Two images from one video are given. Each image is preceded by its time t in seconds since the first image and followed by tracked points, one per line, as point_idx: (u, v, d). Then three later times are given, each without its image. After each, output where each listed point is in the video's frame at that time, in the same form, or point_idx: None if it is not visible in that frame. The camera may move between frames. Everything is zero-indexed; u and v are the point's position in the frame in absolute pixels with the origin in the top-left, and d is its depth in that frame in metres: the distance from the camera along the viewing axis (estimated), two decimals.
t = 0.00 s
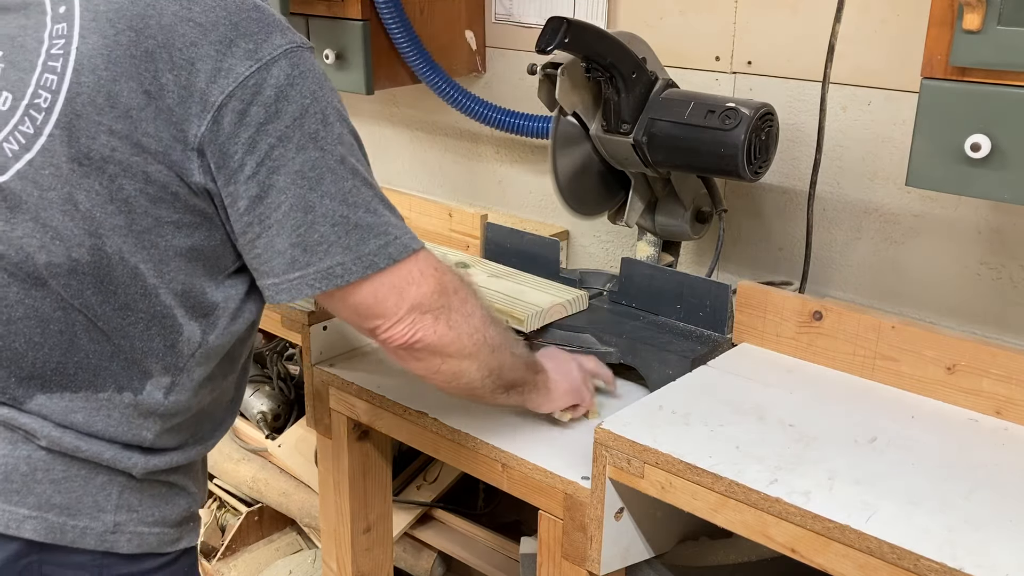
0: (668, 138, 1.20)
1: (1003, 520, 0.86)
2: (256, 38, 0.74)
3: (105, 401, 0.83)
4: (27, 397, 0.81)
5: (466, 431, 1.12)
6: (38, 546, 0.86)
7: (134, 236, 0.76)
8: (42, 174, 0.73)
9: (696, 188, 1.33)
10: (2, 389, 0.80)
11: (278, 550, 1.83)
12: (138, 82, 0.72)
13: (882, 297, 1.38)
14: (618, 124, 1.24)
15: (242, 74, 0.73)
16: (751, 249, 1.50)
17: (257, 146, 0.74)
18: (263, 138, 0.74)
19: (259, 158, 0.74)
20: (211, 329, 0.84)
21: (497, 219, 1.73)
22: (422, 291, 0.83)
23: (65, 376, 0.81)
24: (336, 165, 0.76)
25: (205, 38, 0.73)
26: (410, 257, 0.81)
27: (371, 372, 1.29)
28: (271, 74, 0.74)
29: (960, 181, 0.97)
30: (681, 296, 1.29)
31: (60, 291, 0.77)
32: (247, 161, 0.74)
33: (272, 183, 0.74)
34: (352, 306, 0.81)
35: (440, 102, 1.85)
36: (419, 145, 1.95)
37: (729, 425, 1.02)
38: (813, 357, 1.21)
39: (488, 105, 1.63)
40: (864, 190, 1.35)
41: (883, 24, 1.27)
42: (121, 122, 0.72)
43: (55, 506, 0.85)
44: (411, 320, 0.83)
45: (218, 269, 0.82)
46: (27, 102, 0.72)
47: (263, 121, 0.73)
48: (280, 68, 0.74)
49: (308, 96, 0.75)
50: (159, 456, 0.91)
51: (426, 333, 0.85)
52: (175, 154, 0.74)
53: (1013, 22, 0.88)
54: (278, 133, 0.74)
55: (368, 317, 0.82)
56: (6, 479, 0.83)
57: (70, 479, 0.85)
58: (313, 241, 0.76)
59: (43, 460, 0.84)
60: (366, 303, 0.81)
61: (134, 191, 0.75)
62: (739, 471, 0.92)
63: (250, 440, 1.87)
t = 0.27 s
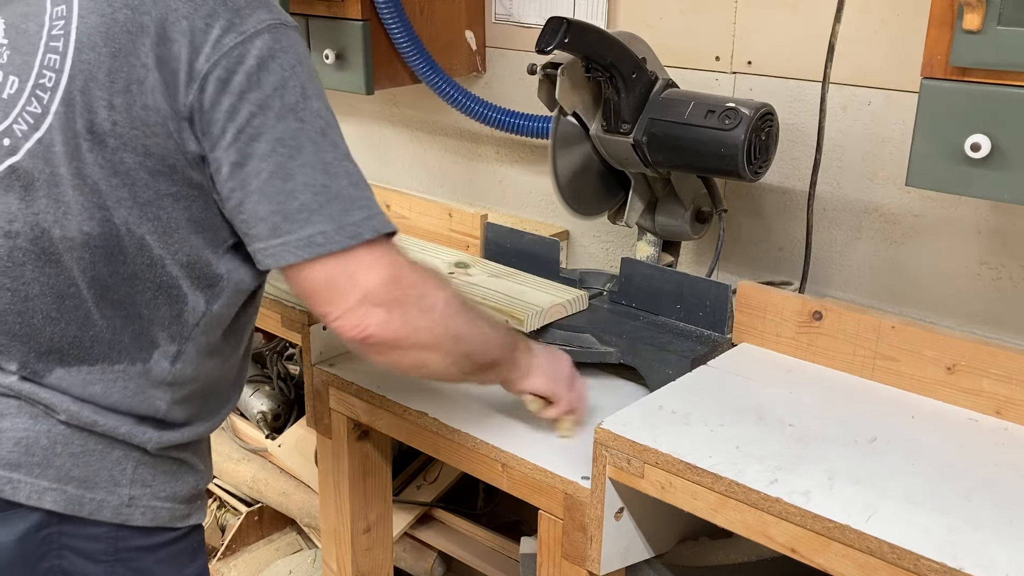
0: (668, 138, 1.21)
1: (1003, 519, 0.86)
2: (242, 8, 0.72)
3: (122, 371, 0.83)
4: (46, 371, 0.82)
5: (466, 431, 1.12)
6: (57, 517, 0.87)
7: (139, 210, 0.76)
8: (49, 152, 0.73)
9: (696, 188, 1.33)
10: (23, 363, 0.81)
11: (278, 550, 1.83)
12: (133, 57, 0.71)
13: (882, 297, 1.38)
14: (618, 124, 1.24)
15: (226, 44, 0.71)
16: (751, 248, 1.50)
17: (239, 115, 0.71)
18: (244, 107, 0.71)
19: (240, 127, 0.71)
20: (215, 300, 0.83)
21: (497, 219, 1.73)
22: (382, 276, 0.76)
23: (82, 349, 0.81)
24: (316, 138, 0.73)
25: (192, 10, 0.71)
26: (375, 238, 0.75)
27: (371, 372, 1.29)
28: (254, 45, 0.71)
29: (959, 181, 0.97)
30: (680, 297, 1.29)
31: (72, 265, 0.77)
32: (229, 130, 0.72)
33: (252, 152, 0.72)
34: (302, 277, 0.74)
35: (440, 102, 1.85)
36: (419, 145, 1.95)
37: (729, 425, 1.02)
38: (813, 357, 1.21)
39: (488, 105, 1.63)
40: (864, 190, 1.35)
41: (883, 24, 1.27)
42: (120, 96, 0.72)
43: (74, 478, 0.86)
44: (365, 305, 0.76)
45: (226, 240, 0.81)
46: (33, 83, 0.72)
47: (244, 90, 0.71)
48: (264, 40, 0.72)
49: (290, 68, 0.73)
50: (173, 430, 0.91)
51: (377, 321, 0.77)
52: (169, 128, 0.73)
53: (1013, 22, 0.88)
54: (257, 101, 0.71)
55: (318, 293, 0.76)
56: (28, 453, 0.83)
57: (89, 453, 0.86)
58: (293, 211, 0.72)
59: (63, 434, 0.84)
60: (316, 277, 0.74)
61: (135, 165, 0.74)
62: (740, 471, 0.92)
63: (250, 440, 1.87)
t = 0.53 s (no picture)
0: (668, 138, 1.21)
1: (1003, 519, 0.86)
2: None
3: (129, 345, 0.88)
4: (55, 348, 0.87)
5: (466, 431, 1.12)
6: (69, 497, 0.91)
7: (119, 180, 0.81)
8: (40, 131, 0.79)
9: (696, 188, 1.33)
10: (33, 341, 0.87)
11: (278, 550, 1.83)
12: (109, 27, 0.77)
13: (882, 297, 1.38)
14: (618, 124, 1.24)
15: (195, 11, 0.75)
16: (751, 248, 1.50)
17: (195, 77, 0.76)
18: (200, 70, 0.76)
19: (195, 90, 0.76)
20: (196, 265, 0.89)
21: (497, 219, 1.73)
22: (303, 266, 0.82)
23: (88, 325, 0.87)
24: (265, 110, 0.78)
25: None
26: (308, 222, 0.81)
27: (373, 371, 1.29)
28: (219, 13, 0.76)
29: (959, 181, 0.97)
30: (681, 297, 1.29)
31: (67, 240, 0.83)
32: (183, 93, 0.77)
33: (201, 116, 0.76)
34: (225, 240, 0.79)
35: (440, 102, 1.85)
36: (419, 145, 1.95)
37: (730, 425, 1.02)
38: (813, 357, 1.21)
39: (488, 105, 1.63)
40: (864, 190, 1.35)
41: (882, 23, 1.27)
42: (95, 67, 0.77)
43: (84, 460, 0.90)
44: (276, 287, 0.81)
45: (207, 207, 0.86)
46: (23, 68, 0.80)
47: (204, 55, 0.76)
48: (230, 9, 0.76)
49: (251, 39, 0.77)
50: (178, 407, 0.96)
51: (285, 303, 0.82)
52: (135, 96, 0.78)
53: (1013, 22, 0.88)
54: (214, 66, 0.76)
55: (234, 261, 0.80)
56: (39, 434, 0.88)
57: (97, 434, 0.91)
58: (231, 178, 0.77)
59: (72, 416, 0.89)
60: (241, 246, 0.79)
61: (113, 135, 0.80)
62: (740, 471, 0.92)
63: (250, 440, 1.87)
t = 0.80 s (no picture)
0: (667, 138, 1.21)
1: (1003, 519, 0.86)
2: None
3: (120, 343, 0.90)
4: (49, 344, 0.88)
5: (466, 431, 1.12)
6: (62, 489, 0.93)
7: (129, 182, 0.82)
8: (44, 134, 0.80)
9: (696, 188, 1.33)
10: (27, 338, 0.88)
11: (278, 550, 1.84)
12: (120, 34, 0.78)
13: (882, 297, 1.38)
14: (618, 123, 1.24)
15: (208, 21, 0.78)
16: (751, 248, 1.50)
17: (217, 86, 0.79)
18: (222, 80, 0.79)
19: (217, 99, 0.79)
20: (202, 264, 0.90)
21: (497, 219, 1.73)
22: (320, 263, 0.89)
23: (83, 324, 0.88)
24: (284, 115, 0.82)
25: None
26: (324, 220, 0.87)
27: (373, 372, 1.29)
28: (234, 22, 0.79)
29: (959, 181, 0.97)
30: (681, 297, 1.29)
31: (69, 242, 0.84)
32: (205, 101, 0.79)
33: (226, 123, 0.80)
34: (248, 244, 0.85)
35: (440, 102, 1.85)
36: (419, 145, 1.95)
37: (730, 426, 1.02)
38: (813, 357, 1.21)
39: (488, 105, 1.63)
40: (864, 190, 1.35)
41: (882, 23, 1.27)
42: (106, 73, 0.78)
43: (77, 453, 0.92)
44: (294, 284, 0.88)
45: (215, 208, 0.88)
46: (27, 71, 0.79)
47: (223, 64, 0.79)
48: (243, 18, 0.79)
49: (265, 46, 0.80)
50: (171, 403, 0.97)
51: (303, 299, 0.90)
52: (147, 103, 0.79)
53: (1013, 22, 0.88)
54: (235, 77, 0.79)
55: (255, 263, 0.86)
56: (33, 427, 0.90)
57: (91, 428, 0.92)
58: (261, 183, 0.82)
59: (66, 410, 0.91)
60: (264, 249, 0.85)
61: (123, 139, 0.80)
62: (740, 471, 0.92)
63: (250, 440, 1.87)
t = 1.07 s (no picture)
0: (667, 138, 1.21)
1: (1002, 519, 0.86)
2: None
3: (118, 342, 0.90)
4: (48, 343, 0.89)
5: (466, 431, 1.12)
6: (62, 486, 0.93)
7: (128, 185, 0.82)
8: (44, 135, 0.80)
9: (696, 188, 1.33)
10: (26, 336, 0.88)
11: (278, 550, 1.84)
12: (121, 38, 0.78)
13: (882, 297, 1.38)
14: (618, 124, 1.24)
15: (210, 27, 0.78)
16: (751, 248, 1.50)
17: (219, 93, 0.79)
18: (225, 86, 0.79)
19: (219, 104, 0.79)
20: (199, 265, 0.90)
21: (497, 219, 1.73)
22: (327, 261, 0.90)
23: (82, 323, 0.88)
24: (285, 120, 0.82)
25: None
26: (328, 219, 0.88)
27: (373, 372, 1.29)
28: (236, 28, 0.79)
29: (959, 181, 0.97)
30: (681, 297, 1.29)
31: (68, 243, 0.84)
32: (209, 107, 0.79)
33: (230, 128, 0.80)
34: (257, 249, 0.86)
35: (440, 102, 1.85)
36: (419, 145, 1.95)
37: (730, 426, 1.02)
38: (813, 357, 1.21)
39: (488, 105, 1.63)
40: (864, 190, 1.35)
41: (882, 23, 1.27)
42: (107, 76, 0.78)
43: (77, 449, 0.92)
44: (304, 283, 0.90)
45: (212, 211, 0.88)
46: (27, 72, 0.79)
47: (225, 70, 0.79)
48: (244, 24, 0.79)
49: (266, 52, 0.81)
50: (170, 401, 0.97)
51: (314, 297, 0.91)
52: (149, 107, 0.79)
53: (1013, 22, 0.88)
54: (238, 83, 0.79)
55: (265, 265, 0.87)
56: (33, 425, 0.90)
57: (90, 425, 0.92)
58: (265, 187, 0.82)
59: (65, 407, 0.91)
60: (273, 253, 0.86)
61: (123, 141, 0.80)
62: (740, 471, 0.92)
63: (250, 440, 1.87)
